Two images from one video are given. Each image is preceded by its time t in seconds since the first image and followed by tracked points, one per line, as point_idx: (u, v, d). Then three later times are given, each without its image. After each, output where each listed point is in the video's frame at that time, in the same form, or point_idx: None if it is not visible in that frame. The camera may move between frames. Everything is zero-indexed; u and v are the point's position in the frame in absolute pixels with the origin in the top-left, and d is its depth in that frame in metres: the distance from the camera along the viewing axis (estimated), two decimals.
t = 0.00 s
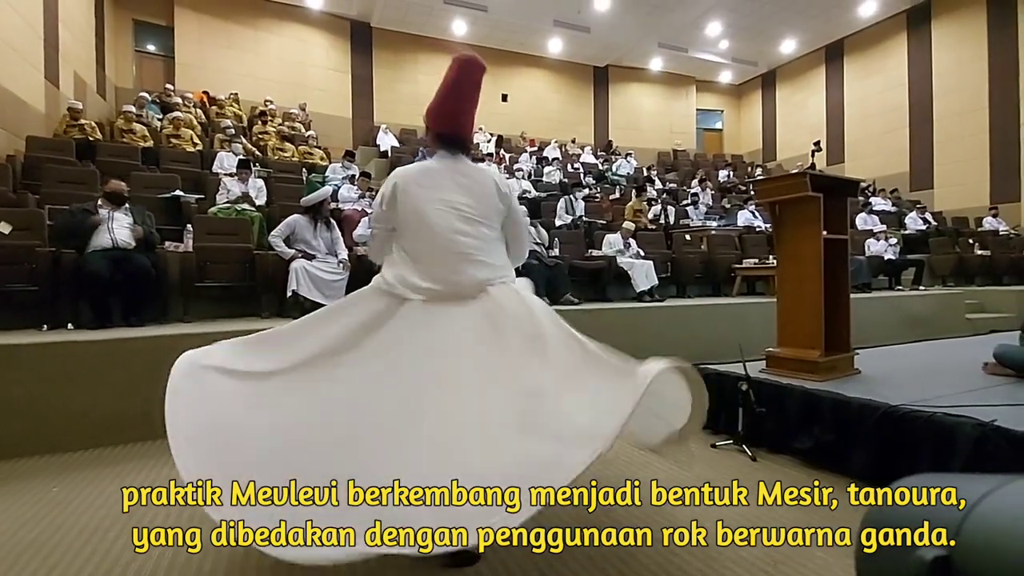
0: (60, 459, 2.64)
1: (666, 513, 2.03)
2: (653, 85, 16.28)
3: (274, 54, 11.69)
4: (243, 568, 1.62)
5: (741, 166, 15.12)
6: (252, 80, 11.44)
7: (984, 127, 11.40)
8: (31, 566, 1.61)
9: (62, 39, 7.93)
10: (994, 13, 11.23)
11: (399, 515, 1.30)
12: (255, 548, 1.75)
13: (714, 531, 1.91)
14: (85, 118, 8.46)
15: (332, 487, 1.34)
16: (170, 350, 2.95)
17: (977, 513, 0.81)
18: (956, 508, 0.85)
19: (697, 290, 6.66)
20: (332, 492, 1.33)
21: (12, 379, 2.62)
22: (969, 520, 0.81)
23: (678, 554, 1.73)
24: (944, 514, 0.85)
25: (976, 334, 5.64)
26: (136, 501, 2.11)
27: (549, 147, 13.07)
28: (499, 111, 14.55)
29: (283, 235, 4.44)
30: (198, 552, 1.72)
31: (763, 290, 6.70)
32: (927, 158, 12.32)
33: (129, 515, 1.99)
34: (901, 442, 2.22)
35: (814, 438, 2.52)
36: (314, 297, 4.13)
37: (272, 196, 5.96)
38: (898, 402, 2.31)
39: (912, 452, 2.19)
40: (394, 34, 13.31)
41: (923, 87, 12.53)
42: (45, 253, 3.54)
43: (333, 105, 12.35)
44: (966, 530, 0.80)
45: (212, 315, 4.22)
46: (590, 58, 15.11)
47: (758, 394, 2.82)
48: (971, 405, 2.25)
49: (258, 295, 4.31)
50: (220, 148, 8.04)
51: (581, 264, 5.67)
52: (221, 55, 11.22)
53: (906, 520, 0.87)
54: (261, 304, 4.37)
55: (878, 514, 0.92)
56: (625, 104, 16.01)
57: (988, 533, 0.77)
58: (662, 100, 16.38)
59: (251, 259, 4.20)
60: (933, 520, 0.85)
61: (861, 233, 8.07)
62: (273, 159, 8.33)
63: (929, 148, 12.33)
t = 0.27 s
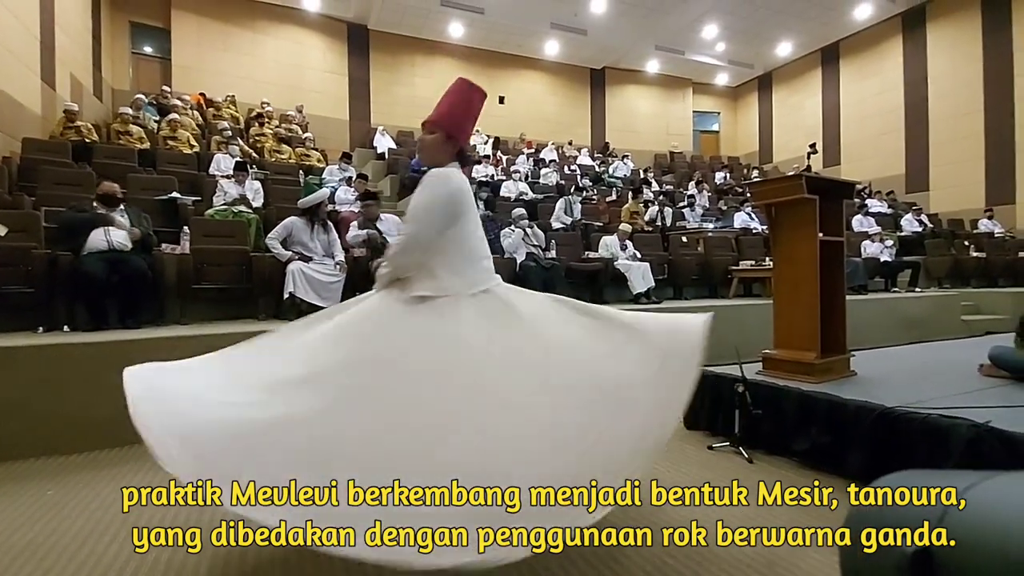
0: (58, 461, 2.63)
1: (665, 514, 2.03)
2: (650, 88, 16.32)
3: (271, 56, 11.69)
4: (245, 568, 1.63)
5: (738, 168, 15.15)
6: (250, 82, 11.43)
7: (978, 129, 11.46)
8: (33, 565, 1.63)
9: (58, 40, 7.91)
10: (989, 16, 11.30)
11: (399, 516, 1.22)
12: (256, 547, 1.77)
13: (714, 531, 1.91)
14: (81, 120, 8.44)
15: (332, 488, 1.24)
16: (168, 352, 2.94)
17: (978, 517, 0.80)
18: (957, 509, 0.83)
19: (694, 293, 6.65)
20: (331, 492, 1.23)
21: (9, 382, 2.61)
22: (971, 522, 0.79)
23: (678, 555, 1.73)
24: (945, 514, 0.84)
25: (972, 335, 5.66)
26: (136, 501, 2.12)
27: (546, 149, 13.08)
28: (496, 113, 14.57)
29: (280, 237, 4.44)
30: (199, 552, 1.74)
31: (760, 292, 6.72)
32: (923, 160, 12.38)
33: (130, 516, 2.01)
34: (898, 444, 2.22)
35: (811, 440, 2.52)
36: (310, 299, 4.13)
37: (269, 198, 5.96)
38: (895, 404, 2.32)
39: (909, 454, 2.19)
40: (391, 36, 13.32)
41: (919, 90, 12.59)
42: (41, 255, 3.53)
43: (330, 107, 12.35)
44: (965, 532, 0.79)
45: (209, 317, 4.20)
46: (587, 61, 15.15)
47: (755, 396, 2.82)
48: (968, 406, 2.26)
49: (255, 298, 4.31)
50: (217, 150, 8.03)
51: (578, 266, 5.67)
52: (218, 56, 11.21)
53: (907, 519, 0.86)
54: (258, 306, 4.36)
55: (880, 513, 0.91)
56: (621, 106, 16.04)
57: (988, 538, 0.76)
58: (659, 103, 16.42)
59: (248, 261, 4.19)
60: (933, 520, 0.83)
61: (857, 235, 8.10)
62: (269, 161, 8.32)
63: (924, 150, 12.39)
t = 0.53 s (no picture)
0: (55, 463, 2.62)
1: (665, 513, 2.02)
2: (647, 90, 16.35)
3: (269, 58, 11.68)
4: (244, 567, 1.64)
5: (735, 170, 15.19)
6: (247, 85, 11.43)
7: (975, 132, 11.50)
8: (34, 566, 1.64)
9: (56, 42, 7.90)
10: (985, 19, 11.35)
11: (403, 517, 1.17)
12: (256, 546, 1.78)
13: (715, 531, 1.91)
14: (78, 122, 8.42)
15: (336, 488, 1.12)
16: (166, 354, 2.94)
17: (973, 515, 0.83)
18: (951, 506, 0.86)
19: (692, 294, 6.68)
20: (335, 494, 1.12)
21: (7, 384, 2.60)
22: (966, 521, 0.82)
23: (678, 555, 1.73)
24: (942, 512, 0.87)
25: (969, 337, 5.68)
26: (136, 501, 2.14)
27: (544, 151, 13.10)
28: (494, 115, 14.59)
29: (279, 239, 4.44)
30: (198, 552, 1.74)
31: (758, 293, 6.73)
32: (919, 162, 12.41)
33: (130, 517, 2.02)
34: (898, 445, 2.23)
35: (810, 441, 2.52)
36: (307, 300, 4.10)
37: (267, 200, 5.95)
38: (892, 405, 2.32)
39: (910, 455, 2.19)
40: (389, 39, 13.33)
41: (915, 92, 12.64)
42: (38, 257, 3.52)
43: (328, 110, 12.35)
44: (960, 531, 0.82)
45: (207, 319, 4.20)
46: (585, 63, 15.18)
47: (754, 397, 2.83)
48: (966, 408, 2.26)
49: (253, 300, 4.30)
50: (214, 153, 8.02)
51: (576, 268, 5.67)
52: (216, 59, 11.20)
53: (907, 519, 0.89)
54: (256, 308, 4.36)
55: (879, 511, 0.94)
56: (619, 108, 16.08)
57: (981, 536, 0.78)
58: (657, 105, 16.45)
59: (247, 263, 4.21)
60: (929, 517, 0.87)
61: (854, 237, 8.11)
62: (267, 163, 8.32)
63: (921, 153, 12.43)
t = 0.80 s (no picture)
0: (59, 465, 2.64)
1: (666, 514, 2.02)
2: (651, 92, 16.35)
3: (273, 62, 11.73)
4: (243, 568, 1.65)
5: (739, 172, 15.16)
6: (252, 88, 11.47)
7: (980, 133, 11.45)
8: (35, 565, 1.65)
9: (62, 47, 7.95)
10: (990, 20, 11.30)
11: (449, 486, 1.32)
12: (255, 547, 1.78)
13: (715, 531, 1.90)
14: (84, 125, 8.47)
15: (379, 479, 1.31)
16: (170, 355, 2.95)
17: (971, 518, 0.81)
18: (947, 511, 0.85)
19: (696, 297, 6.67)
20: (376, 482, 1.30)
21: (13, 386, 2.62)
22: (966, 522, 0.81)
23: (678, 554, 1.72)
24: (941, 516, 0.86)
25: (976, 339, 5.64)
26: (136, 501, 2.16)
27: (548, 153, 13.10)
28: (497, 117, 14.60)
29: (284, 241, 4.46)
30: (198, 552, 1.75)
31: (762, 295, 6.71)
32: (925, 164, 12.36)
33: (131, 517, 2.03)
34: (903, 447, 2.21)
35: (814, 444, 2.51)
36: (311, 303, 4.12)
37: (271, 203, 5.97)
38: (898, 408, 2.31)
39: (914, 458, 2.17)
40: (393, 42, 13.37)
41: (920, 93, 12.59)
42: (44, 260, 3.55)
43: (332, 113, 12.39)
44: (959, 531, 0.80)
45: (210, 321, 4.22)
46: (588, 65, 15.19)
47: (758, 400, 2.82)
48: (971, 410, 2.25)
49: (257, 302, 4.32)
50: (219, 156, 8.05)
51: (579, 270, 5.67)
52: (221, 63, 11.26)
53: (906, 521, 0.87)
54: (260, 310, 4.38)
55: (875, 515, 0.92)
56: (622, 111, 16.08)
57: (983, 533, 0.77)
58: (660, 107, 16.44)
59: (250, 265, 4.22)
60: (926, 521, 0.85)
61: (859, 239, 8.08)
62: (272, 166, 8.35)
63: (926, 154, 12.39)
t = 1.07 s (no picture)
0: (66, 465, 2.65)
1: (668, 514, 2.02)
2: (657, 94, 16.33)
3: (282, 66, 11.81)
4: (242, 567, 1.66)
5: (746, 174, 15.11)
6: (260, 92, 11.55)
7: (991, 134, 11.37)
8: (37, 566, 1.66)
9: (74, 51, 8.04)
10: (1000, 20, 11.22)
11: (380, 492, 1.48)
12: (256, 546, 1.80)
13: (714, 531, 1.91)
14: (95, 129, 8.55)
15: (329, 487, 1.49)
16: (178, 357, 2.97)
17: (969, 516, 0.82)
18: (945, 511, 0.85)
19: (703, 299, 6.65)
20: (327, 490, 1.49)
21: (23, 387, 2.65)
22: (964, 520, 0.81)
23: (679, 554, 1.73)
24: (940, 514, 0.86)
25: (987, 342, 5.59)
26: (136, 500, 2.18)
27: (554, 156, 13.11)
28: (504, 120, 14.63)
29: (293, 243, 4.47)
30: (197, 552, 1.76)
31: (771, 298, 6.68)
32: (935, 165, 12.28)
33: (134, 517, 2.04)
34: (912, 451, 2.20)
35: (823, 448, 2.50)
36: (318, 305, 4.14)
37: (279, 206, 6.01)
38: (906, 411, 2.30)
39: (924, 462, 2.16)
40: (400, 45, 13.43)
41: (930, 94, 12.52)
42: (55, 262, 3.58)
43: (339, 116, 12.46)
44: (958, 529, 0.80)
45: (218, 323, 4.25)
46: (595, 68, 15.20)
47: (766, 403, 2.80)
48: (979, 414, 2.24)
49: (264, 304, 4.35)
50: (228, 159, 8.11)
51: (586, 272, 5.67)
52: (230, 67, 11.35)
53: (905, 520, 0.87)
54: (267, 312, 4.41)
55: (875, 515, 0.92)
56: (629, 113, 16.07)
57: (980, 530, 0.77)
58: (667, 109, 16.42)
59: (258, 268, 4.24)
60: (924, 521, 0.85)
61: (868, 241, 8.03)
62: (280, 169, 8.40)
63: (936, 155, 12.31)
